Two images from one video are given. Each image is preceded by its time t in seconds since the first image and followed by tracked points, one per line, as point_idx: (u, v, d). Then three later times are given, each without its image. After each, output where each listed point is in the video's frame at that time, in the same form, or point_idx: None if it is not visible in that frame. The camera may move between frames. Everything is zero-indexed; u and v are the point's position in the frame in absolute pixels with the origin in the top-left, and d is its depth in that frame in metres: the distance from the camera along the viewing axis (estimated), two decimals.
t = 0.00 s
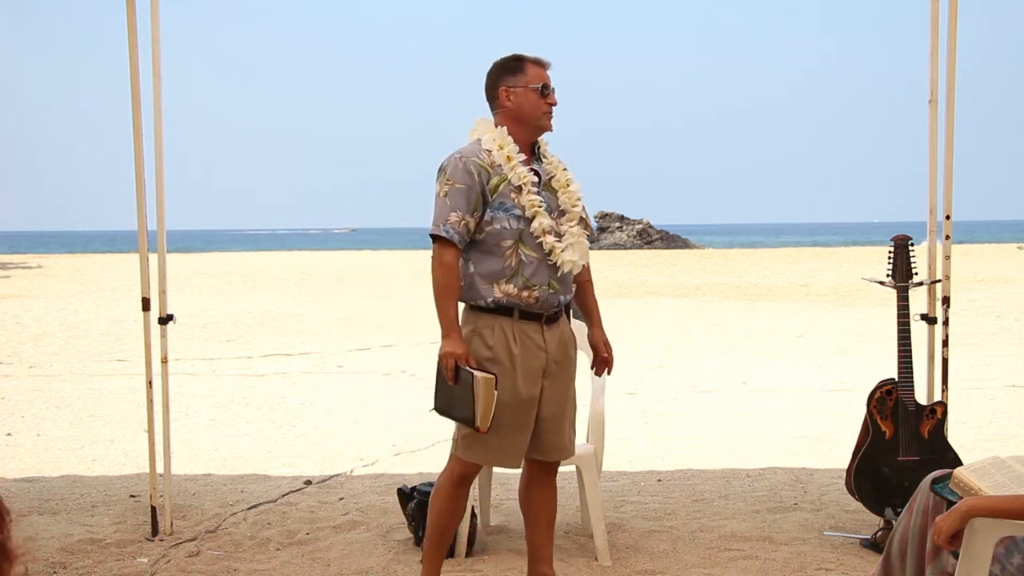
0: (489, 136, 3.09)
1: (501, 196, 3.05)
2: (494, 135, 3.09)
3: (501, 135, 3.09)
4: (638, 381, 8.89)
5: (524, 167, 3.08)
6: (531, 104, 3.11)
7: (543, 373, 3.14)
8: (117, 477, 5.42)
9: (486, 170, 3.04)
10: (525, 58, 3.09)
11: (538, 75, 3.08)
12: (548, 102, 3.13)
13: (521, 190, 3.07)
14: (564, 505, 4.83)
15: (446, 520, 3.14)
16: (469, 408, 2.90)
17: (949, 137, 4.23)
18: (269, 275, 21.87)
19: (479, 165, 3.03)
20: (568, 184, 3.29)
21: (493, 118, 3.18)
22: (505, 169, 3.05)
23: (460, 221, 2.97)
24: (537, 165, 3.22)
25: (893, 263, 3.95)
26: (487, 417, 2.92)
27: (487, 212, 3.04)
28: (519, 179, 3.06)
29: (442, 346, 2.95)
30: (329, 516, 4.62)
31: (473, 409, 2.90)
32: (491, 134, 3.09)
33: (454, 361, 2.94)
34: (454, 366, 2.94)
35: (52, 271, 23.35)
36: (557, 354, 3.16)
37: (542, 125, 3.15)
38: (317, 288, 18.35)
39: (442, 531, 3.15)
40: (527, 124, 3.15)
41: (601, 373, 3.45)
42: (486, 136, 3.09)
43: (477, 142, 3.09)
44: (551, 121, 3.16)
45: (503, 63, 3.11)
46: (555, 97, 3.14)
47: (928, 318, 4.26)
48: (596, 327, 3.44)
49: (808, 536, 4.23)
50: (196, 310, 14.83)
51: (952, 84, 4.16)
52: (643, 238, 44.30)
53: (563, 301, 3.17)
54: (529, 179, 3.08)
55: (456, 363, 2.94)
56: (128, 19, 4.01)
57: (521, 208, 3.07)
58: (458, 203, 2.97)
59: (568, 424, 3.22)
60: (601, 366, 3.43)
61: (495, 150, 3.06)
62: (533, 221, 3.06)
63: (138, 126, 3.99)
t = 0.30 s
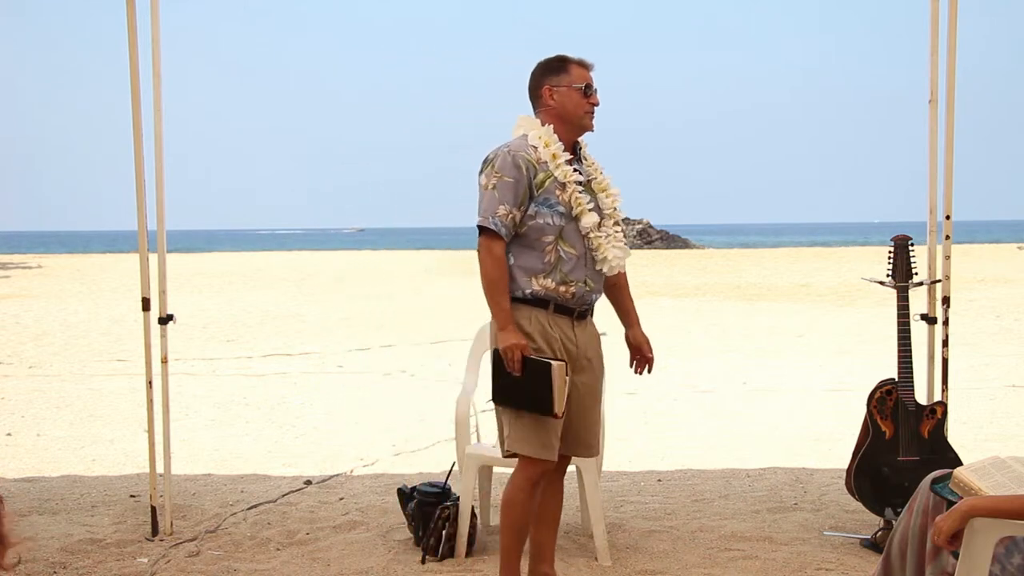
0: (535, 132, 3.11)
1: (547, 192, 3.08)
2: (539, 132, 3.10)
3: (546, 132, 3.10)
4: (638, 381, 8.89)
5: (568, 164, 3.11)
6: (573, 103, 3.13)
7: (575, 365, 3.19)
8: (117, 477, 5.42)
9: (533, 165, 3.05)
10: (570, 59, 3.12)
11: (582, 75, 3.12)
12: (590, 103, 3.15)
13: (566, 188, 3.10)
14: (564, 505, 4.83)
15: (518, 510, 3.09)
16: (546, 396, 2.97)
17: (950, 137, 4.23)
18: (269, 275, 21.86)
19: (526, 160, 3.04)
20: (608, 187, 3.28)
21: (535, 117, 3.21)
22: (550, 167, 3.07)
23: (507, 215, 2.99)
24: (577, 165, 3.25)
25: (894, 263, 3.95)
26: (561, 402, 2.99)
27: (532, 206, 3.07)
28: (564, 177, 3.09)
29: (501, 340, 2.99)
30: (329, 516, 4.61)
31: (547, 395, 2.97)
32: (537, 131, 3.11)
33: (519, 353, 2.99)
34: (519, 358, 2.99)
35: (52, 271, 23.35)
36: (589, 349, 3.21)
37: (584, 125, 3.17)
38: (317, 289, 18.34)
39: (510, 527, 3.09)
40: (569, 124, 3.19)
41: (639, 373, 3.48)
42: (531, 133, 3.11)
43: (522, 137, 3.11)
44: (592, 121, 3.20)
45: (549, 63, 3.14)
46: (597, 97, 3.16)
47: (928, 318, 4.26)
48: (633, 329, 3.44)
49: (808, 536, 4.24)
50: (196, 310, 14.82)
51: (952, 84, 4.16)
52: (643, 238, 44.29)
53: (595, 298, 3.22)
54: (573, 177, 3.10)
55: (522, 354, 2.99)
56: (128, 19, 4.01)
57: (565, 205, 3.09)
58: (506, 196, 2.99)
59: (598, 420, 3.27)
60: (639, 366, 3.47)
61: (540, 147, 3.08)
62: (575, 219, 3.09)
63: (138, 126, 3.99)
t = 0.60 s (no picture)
0: (567, 134, 3.10)
1: (582, 194, 3.07)
2: (570, 135, 3.09)
3: (578, 135, 3.09)
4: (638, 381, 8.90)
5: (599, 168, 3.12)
6: (603, 106, 3.13)
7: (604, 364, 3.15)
8: (116, 477, 5.42)
9: (569, 167, 3.04)
10: (600, 62, 3.12)
11: (611, 78, 3.11)
12: (619, 105, 3.15)
13: (599, 191, 3.10)
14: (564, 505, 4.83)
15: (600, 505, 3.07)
16: (596, 393, 2.97)
17: (949, 136, 4.23)
18: (269, 275, 21.86)
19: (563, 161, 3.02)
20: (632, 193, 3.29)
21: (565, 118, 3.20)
22: (584, 169, 3.07)
23: (545, 215, 2.96)
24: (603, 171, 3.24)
25: (894, 263, 3.95)
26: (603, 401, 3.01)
27: (566, 208, 3.05)
28: (596, 180, 3.09)
29: (543, 341, 2.95)
30: (329, 516, 4.61)
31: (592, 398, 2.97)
32: (568, 133, 3.10)
33: (563, 354, 2.96)
34: (564, 359, 2.96)
35: (52, 271, 23.36)
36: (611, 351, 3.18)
37: (612, 128, 3.17)
38: (316, 289, 18.34)
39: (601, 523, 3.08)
40: (598, 127, 3.18)
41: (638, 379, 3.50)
42: (564, 135, 3.10)
43: (554, 138, 3.10)
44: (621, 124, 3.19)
45: (579, 65, 3.14)
46: (626, 100, 3.16)
47: (928, 318, 4.26)
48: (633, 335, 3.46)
49: (808, 536, 4.24)
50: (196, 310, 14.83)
51: (952, 84, 4.16)
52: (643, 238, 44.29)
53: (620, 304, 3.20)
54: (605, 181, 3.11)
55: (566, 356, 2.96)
56: (128, 19, 4.01)
57: (596, 208, 3.10)
58: (544, 196, 2.96)
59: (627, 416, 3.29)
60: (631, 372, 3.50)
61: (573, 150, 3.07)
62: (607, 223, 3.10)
63: (139, 126, 3.99)
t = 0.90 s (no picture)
0: (598, 136, 3.10)
1: (618, 196, 3.07)
2: (601, 136, 3.09)
3: (608, 136, 3.09)
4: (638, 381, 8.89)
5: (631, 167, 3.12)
6: (630, 104, 3.14)
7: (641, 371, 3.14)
8: (117, 477, 5.42)
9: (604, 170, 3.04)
10: (625, 59, 3.13)
11: (637, 76, 3.12)
12: (645, 104, 3.16)
13: (634, 192, 3.10)
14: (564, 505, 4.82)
15: (623, 513, 3.09)
16: (617, 413, 2.97)
17: (949, 137, 4.23)
18: (269, 274, 21.87)
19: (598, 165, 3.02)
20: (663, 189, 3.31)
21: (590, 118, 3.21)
22: (617, 170, 3.07)
23: (585, 221, 2.96)
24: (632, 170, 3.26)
25: (894, 263, 3.95)
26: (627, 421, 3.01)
27: (605, 212, 3.05)
28: (630, 181, 3.10)
29: (572, 350, 2.97)
30: (329, 516, 4.61)
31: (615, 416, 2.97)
32: (599, 135, 3.10)
33: (590, 367, 2.98)
34: (591, 371, 2.98)
35: (52, 271, 23.37)
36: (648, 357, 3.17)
37: (639, 127, 3.18)
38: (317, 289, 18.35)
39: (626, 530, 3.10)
40: (624, 126, 3.19)
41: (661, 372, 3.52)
42: (593, 137, 3.10)
43: (585, 141, 3.09)
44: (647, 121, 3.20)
45: (603, 63, 3.15)
46: (651, 98, 3.17)
47: (928, 318, 4.26)
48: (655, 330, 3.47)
49: (808, 536, 4.24)
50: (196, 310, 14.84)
51: (952, 84, 4.16)
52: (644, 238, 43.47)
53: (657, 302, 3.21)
54: (639, 181, 3.12)
55: (592, 368, 2.98)
56: (128, 19, 4.01)
57: (633, 209, 3.10)
58: (583, 201, 2.96)
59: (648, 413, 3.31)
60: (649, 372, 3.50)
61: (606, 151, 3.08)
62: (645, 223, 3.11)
63: (139, 126, 3.99)
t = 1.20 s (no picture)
0: (623, 135, 3.08)
1: (644, 197, 3.06)
2: (627, 134, 3.08)
3: (633, 134, 3.07)
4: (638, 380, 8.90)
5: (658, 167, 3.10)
6: (656, 100, 3.12)
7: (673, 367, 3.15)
8: (117, 477, 5.42)
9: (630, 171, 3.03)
10: (650, 54, 3.11)
11: (663, 71, 3.10)
12: (672, 99, 3.14)
13: (659, 192, 3.09)
14: (565, 505, 4.83)
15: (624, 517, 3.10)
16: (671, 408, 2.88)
17: (949, 136, 4.23)
18: (269, 274, 21.87)
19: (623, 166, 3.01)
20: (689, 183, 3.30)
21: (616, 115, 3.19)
22: (643, 170, 3.05)
23: (612, 224, 2.96)
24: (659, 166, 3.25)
25: (893, 263, 3.95)
26: (681, 415, 2.94)
27: (631, 214, 3.05)
28: (656, 181, 3.08)
29: (615, 353, 2.93)
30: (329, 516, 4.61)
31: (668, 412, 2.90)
32: (624, 133, 3.08)
33: (635, 366, 2.92)
34: (637, 370, 2.92)
35: (52, 271, 23.37)
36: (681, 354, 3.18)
37: (667, 124, 3.16)
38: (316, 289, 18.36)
39: (625, 532, 3.10)
40: (651, 123, 3.17)
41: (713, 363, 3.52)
42: (619, 137, 3.08)
43: (610, 141, 3.07)
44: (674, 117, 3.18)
45: (628, 59, 3.12)
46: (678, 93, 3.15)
47: (928, 318, 4.26)
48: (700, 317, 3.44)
49: (807, 536, 4.24)
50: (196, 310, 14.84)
51: (952, 84, 4.16)
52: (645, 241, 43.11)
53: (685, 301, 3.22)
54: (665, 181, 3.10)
55: (638, 366, 2.93)
56: (128, 19, 4.01)
57: (660, 210, 3.10)
58: (609, 205, 2.96)
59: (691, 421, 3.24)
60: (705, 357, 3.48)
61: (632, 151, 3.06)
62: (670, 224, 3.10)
63: (139, 127, 3.99)
